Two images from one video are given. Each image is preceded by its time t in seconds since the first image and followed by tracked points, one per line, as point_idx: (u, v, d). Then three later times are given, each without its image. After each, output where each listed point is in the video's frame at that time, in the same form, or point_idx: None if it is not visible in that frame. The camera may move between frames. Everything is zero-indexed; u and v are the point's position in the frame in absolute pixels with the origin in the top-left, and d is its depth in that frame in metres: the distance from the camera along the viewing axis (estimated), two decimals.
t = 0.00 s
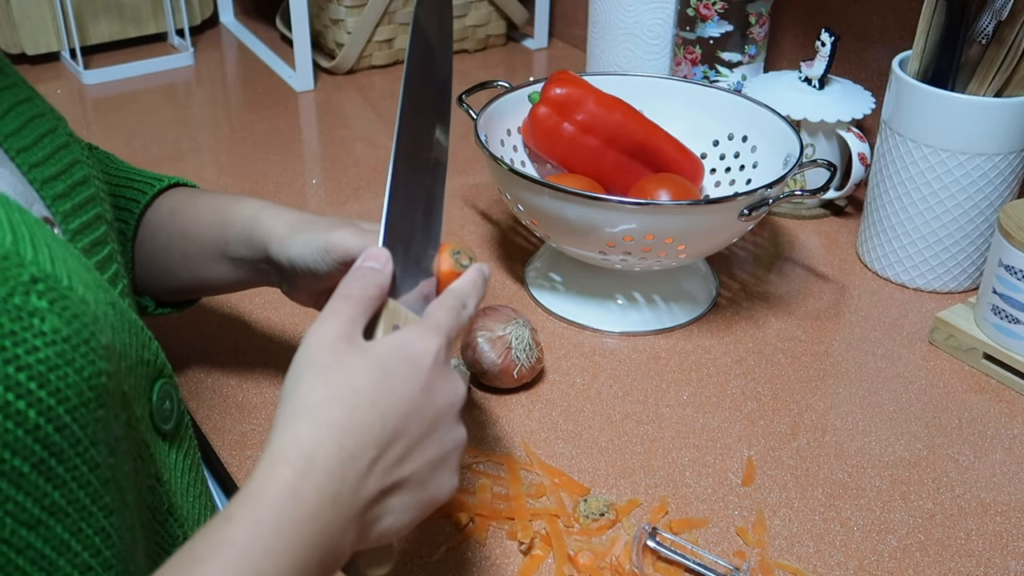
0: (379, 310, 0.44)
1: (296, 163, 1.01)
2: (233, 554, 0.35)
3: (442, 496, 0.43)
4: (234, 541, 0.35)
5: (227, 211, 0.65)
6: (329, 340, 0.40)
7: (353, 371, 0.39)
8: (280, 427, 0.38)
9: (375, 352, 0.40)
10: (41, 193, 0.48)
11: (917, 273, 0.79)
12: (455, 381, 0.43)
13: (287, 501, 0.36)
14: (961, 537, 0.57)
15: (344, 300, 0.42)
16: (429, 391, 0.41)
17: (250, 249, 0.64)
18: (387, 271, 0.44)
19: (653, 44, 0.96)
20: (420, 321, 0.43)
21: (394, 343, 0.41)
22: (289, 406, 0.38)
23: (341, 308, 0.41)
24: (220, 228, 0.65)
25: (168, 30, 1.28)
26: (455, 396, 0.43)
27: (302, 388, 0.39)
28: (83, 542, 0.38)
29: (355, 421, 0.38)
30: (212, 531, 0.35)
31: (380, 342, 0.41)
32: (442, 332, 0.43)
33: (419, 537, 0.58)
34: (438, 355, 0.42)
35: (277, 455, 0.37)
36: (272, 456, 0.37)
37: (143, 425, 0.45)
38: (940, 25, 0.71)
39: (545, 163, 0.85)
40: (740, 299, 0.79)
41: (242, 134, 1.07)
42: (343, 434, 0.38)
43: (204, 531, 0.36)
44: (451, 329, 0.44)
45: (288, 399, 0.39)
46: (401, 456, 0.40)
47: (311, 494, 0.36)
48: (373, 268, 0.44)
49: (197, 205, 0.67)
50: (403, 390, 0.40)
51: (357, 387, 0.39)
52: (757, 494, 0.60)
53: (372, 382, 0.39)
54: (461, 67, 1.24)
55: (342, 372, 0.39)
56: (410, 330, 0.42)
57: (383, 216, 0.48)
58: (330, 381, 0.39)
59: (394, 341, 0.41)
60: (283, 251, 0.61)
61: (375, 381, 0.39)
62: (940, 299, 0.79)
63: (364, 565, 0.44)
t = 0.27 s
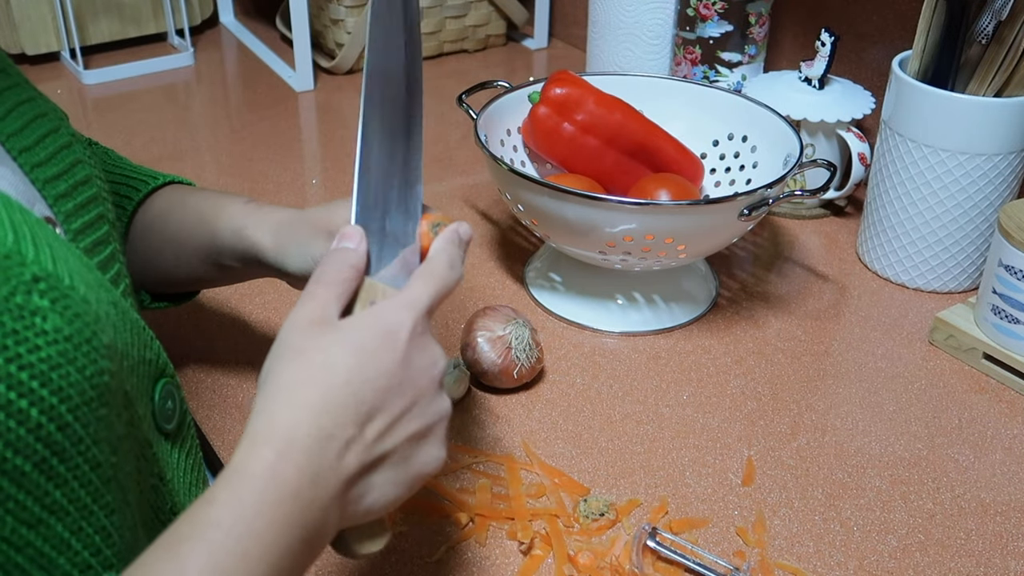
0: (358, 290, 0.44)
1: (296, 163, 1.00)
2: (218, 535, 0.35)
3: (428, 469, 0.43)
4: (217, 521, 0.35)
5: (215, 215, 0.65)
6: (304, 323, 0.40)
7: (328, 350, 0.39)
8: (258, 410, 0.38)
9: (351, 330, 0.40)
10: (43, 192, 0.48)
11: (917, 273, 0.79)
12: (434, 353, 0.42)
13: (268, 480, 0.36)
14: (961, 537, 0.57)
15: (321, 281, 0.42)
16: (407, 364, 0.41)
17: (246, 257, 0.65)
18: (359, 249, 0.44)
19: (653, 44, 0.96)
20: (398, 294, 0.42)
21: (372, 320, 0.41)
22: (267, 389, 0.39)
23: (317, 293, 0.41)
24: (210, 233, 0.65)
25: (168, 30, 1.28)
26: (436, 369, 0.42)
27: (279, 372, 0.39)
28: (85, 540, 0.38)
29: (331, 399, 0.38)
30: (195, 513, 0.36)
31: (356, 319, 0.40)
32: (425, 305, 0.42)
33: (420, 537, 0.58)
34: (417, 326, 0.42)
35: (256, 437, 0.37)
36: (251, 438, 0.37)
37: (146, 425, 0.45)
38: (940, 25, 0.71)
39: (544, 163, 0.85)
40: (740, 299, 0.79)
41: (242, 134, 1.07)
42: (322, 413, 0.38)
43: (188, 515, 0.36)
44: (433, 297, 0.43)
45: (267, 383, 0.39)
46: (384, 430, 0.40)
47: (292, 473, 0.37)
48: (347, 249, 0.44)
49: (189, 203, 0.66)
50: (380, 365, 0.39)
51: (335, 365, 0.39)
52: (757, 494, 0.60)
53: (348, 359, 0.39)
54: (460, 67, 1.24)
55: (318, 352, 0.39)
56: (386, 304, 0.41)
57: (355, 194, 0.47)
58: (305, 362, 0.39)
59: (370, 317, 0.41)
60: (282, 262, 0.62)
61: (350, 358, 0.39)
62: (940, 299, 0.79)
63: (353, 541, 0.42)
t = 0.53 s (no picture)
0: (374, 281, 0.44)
1: (296, 163, 1.00)
2: (216, 524, 0.35)
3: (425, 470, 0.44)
4: (216, 511, 0.35)
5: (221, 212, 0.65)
6: (312, 316, 0.40)
7: (332, 344, 0.39)
8: (259, 401, 0.38)
9: (358, 325, 0.39)
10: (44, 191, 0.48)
11: (917, 273, 0.79)
12: (439, 357, 0.42)
13: (264, 474, 0.36)
14: (961, 537, 0.57)
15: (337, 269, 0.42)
16: (411, 364, 0.40)
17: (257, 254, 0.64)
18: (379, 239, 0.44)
19: (653, 44, 0.96)
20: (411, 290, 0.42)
21: (380, 314, 0.40)
22: (271, 379, 0.38)
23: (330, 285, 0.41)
24: (218, 229, 0.64)
25: (168, 30, 1.28)
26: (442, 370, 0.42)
27: (283, 364, 0.39)
28: (87, 538, 0.38)
29: (331, 396, 0.38)
30: (194, 503, 0.36)
31: (365, 315, 0.40)
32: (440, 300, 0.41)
33: (420, 538, 0.58)
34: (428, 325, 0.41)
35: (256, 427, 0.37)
36: (251, 429, 0.37)
37: (148, 424, 0.45)
38: (940, 25, 0.71)
39: (544, 163, 0.85)
40: (740, 299, 0.79)
41: (242, 134, 1.07)
42: (325, 408, 0.38)
43: (185, 501, 0.36)
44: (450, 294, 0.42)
45: (270, 373, 0.39)
46: (385, 427, 0.40)
47: (287, 467, 0.36)
48: (365, 237, 0.44)
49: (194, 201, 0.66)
50: (384, 365, 0.39)
51: (341, 359, 0.38)
52: (757, 494, 0.60)
53: (351, 356, 0.38)
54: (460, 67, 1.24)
55: (321, 347, 0.39)
56: (397, 300, 0.41)
57: (383, 176, 0.47)
58: (309, 355, 0.38)
59: (378, 313, 0.40)
60: (294, 260, 0.62)
61: (353, 355, 0.38)
62: (940, 299, 0.79)
63: (347, 529, 0.44)
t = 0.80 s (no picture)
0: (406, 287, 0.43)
1: (296, 163, 1.00)
2: (240, 530, 0.35)
3: (439, 482, 0.44)
4: (240, 516, 0.35)
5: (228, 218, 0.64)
6: (339, 324, 0.40)
7: (358, 354, 0.38)
8: (284, 406, 0.38)
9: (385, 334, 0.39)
10: (43, 188, 0.48)
11: (917, 273, 0.79)
12: (463, 373, 0.42)
13: (285, 481, 0.36)
14: (961, 537, 0.57)
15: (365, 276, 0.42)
16: (433, 379, 0.40)
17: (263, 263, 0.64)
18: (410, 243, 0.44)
19: (653, 44, 0.96)
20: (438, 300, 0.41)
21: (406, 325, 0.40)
22: (296, 386, 0.38)
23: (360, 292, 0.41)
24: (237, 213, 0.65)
25: (168, 30, 1.28)
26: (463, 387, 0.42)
27: (309, 370, 0.39)
28: (88, 535, 0.38)
29: (355, 407, 0.38)
30: (219, 507, 0.35)
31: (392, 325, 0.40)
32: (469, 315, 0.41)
33: (420, 538, 0.57)
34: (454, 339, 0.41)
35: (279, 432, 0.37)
36: (276, 434, 0.37)
37: (146, 421, 0.45)
38: (940, 25, 0.71)
39: (545, 163, 0.85)
40: (740, 299, 0.79)
41: (242, 134, 1.06)
42: (348, 421, 0.38)
43: (207, 504, 0.36)
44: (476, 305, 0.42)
45: (296, 378, 0.39)
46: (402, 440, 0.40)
47: (308, 475, 0.36)
48: (394, 245, 0.43)
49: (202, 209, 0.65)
50: (409, 378, 0.39)
51: (367, 370, 0.38)
52: (757, 494, 0.60)
53: (376, 368, 0.38)
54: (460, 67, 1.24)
55: (347, 356, 0.38)
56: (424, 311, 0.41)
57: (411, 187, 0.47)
58: (335, 364, 0.38)
59: (404, 324, 0.40)
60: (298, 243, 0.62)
61: (378, 366, 0.38)
62: (940, 299, 0.79)
63: (360, 536, 0.43)
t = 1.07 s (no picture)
0: (411, 283, 0.42)
1: (296, 163, 1.01)
2: (238, 528, 0.35)
3: (441, 480, 0.43)
4: (239, 514, 0.35)
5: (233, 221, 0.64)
6: (342, 321, 0.40)
7: (356, 354, 0.38)
8: (284, 407, 0.38)
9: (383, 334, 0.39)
10: (41, 185, 0.48)
11: (917, 273, 0.79)
12: (466, 371, 0.41)
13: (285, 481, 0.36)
14: (961, 537, 0.57)
15: (371, 276, 0.41)
16: (436, 378, 0.39)
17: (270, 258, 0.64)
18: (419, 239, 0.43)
19: (653, 44, 0.96)
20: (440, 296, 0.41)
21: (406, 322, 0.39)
22: (298, 383, 0.38)
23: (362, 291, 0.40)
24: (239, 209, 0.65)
25: (168, 30, 1.28)
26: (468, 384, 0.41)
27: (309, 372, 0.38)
28: (84, 533, 0.38)
29: (353, 407, 0.37)
30: (218, 505, 0.36)
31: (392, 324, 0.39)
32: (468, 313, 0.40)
33: (420, 538, 0.57)
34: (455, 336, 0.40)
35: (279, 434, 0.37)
36: (277, 433, 0.37)
37: (143, 419, 0.45)
38: (940, 25, 0.71)
39: (545, 163, 0.85)
40: (740, 299, 0.79)
41: (242, 134, 1.07)
42: (347, 419, 0.37)
43: (208, 503, 0.36)
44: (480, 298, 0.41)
45: (296, 380, 0.39)
46: (407, 438, 0.40)
47: (307, 476, 0.36)
48: (402, 240, 0.42)
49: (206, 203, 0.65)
50: (408, 377, 0.38)
51: (367, 369, 0.38)
52: (757, 494, 0.60)
53: (375, 367, 0.38)
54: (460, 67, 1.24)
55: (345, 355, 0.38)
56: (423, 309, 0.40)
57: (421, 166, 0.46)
58: (335, 362, 0.38)
59: (406, 321, 0.39)
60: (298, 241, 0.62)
61: (378, 366, 0.38)
62: (940, 299, 0.79)
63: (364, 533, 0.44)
